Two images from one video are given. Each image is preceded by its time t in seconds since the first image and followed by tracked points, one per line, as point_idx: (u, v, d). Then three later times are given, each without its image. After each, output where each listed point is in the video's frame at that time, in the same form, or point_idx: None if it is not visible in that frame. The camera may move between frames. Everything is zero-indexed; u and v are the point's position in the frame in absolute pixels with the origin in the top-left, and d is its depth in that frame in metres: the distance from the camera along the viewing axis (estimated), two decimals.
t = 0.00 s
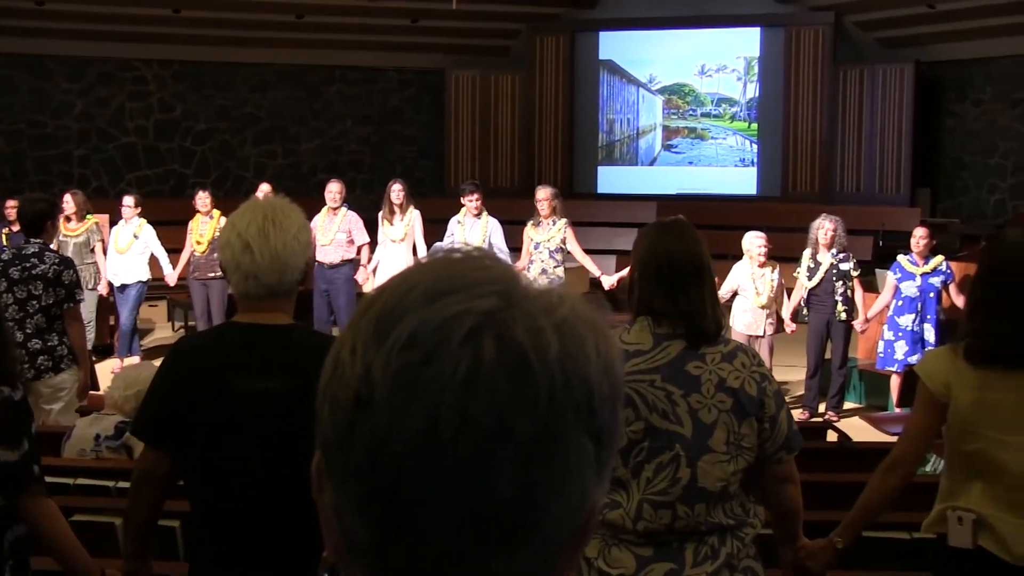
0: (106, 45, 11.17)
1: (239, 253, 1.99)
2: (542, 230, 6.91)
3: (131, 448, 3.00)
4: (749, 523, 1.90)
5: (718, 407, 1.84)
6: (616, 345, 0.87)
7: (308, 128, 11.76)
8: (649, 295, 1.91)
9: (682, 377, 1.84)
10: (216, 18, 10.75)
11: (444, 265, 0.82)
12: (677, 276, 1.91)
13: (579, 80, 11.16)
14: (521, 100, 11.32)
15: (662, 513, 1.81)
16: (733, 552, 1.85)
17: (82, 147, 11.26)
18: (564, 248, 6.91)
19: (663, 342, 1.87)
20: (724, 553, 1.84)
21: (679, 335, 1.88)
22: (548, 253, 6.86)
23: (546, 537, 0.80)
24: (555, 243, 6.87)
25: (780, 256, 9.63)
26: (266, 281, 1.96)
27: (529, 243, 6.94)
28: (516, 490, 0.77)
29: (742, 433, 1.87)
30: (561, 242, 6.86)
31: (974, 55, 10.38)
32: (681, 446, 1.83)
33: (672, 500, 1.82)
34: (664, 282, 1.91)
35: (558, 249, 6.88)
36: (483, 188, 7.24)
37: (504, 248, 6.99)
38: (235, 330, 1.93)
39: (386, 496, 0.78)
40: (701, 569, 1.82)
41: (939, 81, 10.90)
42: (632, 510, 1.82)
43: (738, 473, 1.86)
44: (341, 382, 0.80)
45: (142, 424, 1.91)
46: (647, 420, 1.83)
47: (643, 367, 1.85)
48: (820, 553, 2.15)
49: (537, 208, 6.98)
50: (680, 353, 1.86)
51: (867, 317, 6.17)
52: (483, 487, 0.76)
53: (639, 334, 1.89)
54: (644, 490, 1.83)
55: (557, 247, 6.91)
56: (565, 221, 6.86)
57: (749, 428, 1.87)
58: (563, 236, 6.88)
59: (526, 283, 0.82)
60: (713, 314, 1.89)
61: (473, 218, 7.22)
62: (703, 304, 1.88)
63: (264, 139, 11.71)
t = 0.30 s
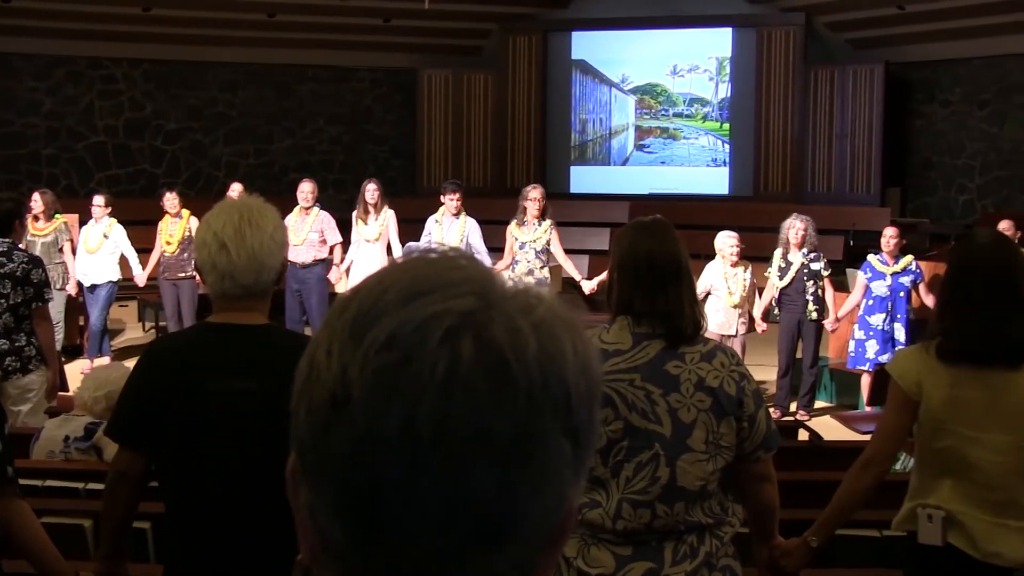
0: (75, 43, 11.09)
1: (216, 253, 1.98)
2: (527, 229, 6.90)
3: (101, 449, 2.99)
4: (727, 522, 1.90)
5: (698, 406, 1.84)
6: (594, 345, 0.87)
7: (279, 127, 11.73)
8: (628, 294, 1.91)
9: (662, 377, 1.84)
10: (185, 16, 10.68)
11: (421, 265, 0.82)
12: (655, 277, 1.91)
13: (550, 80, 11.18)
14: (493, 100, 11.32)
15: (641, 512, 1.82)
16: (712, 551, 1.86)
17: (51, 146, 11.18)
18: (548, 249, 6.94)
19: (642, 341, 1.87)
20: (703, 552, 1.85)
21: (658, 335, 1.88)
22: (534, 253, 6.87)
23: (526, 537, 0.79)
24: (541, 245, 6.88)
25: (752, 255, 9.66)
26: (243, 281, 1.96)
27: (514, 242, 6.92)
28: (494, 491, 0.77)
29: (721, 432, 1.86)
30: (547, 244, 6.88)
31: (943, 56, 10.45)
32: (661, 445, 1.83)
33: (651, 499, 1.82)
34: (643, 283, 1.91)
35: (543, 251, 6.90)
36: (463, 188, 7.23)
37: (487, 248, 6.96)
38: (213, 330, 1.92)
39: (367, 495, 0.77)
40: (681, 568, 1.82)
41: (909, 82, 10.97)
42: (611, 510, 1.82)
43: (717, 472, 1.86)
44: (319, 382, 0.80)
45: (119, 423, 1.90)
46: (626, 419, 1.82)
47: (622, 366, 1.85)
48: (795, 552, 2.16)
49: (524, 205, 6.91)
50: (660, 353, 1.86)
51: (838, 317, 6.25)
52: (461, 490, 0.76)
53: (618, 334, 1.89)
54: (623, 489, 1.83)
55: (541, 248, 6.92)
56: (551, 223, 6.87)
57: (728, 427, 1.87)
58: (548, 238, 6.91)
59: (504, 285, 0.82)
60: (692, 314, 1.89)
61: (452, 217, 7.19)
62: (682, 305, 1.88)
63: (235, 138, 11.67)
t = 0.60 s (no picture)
0: (41, 41, 10.98)
1: (190, 253, 1.96)
2: (510, 229, 6.89)
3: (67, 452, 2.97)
4: (701, 521, 1.91)
5: (672, 406, 1.84)
6: (558, 346, 0.87)
7: (249, 127, 11.68)
8: (603, 295, 1.91)
9: (636, 377, 1.84)
10: (154, 15, 10.61)
11: (385, 264, 0.81)
12: (630, 277, 1.91)
13: (521, 79, 11.18)
14: (463, 100, 11.34)
15: (615, 511, 1.82)
16: (687, 550, 1.86)
17: (17, 146, 11.07)
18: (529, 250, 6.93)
19: (616, 341, 1.87)
20: (677, 551, 1.85)
21: (633, 335, 1.88)
22: (516, 254, 6.85)
23: (492, 537, 0.79)
24: (523, 245, 6.87)
25: (722, 255, 9.69)
26: (217, 281, 1.95)
27: (496, 241, 6.90)
28: (461, 490, 0.77)
29: (695, 431, 1.87)
30: (528, 244, 6.88)
31: (911, 56, 10.54)
32: (635, 445, 1.83)
33: (625, 498, 1.82)
34: (618, 284, 1.91)
35: (525, 251, 6.89)
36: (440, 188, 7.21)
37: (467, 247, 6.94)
38: (184, 330, 1.91)
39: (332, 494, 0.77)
40: (655, 567, 1.82)
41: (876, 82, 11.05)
42: (586, 510, 1.82)
43: (691, 472, 1.87)
44: (281, 383, 0.79)
45: (89, 424, 1.89)
46: (600, 419, 1.83)
47: (597, 366, 1.85)
48: (767, 551, 2.17)
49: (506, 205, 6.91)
50: (634, 353, 1.86)
51: (806, 316, 6.27)
52: (427, 490, 0.76)
53: (593, 333, 1.89)
54: (597, 489, 1.83)
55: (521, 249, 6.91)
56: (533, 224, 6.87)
57: (702, 427, 1.87)
58: (529, 238, 6.90)
59: (469, 284, 0.81)
60: (667, 314, 1.89)
61: (427, 217, 7.20)
62: (656, 304, 1.88)
63: (204, 138, 11.61)
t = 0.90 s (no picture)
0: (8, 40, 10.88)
1: (158, 243, 1.93)
2: (485, 229, 6.85)
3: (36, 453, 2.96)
4: (673, 520, 1.91)
5: (643, 405, 1.85)
6: (492, 347, 0.87)
7: (218, 126, 11.64)
8: (573, 296, 1.92)
9: (608, 376, 1.85)
10: (121, 13, 10.54)
11: (318, 264, 0.81)
12: (601, 276, 1.92)
13: (492, 79, 11.20)
14: (434, 99, 11.36)
15: (586, 511, 1.81)
16: (658, 550, 1.86)
17: None
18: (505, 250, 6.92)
19: (588, 340, 1.88)
20: (648, 550, 1.85)
21: (604, 334, 1.88)
22: (491, 254, 6.83)
23: (423, 537, 0.79)
24: (497, 245, 6.85)
25: (694, 255, 9.70)
26: (185, 270, 1.91)
27: (471, 241, 6.88)
28: (391, 489, 0.77)
29: (667, 430, 1.87)
30: (503, 245, 6.85)
31: (881, 57, 10.60)
32: (606, 444, 1.83)
33: (596, 497, 1.82)
34: (590, 284, 1.92)
35: (500, 251, 6.88)
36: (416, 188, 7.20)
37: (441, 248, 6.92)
38: (153, 330, 1.90)
39: (263, 494, 0.77)
40: (627, 567, 1.82)
41: (845, 83, 11.08)
42: (557, 509, 1.82)
43: (663, 471, 1.87)
44: (213, 383, 0.79)
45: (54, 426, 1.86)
46: (570, 418, 1.83)
47: (568, 365, 1.85)
48: (737, 550, 2.18)
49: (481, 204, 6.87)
50: (606, 352, 1.87)
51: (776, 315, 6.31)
52: (356, 489, 0.76)
53: (565, 332, 1.89)
54: (569, 488, 1.83)
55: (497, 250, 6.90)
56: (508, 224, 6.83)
57: (673, 426, 1.88)
58: (505, 238, 6.89)
59: (400, 283, 0.82)
60: (637, 313, 1.89)
61: (402, 217, 7.15)
62: (627, 304, 1.89)
63: (174, 137, 11.55)
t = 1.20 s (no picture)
0: None
1: (126, 241, 1.90)
2: (458, 229, 6.81)
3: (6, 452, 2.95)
4: (643, 518, 1.92)
5: (612, 404, 1.85)
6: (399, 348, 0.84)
7: (191, 126, 11.59)
8: (542, 296, 1.92)
9: (578, 375, 1.84)
10: (95, 12, 10.46)
11: (224, 265, 0.78)
12: (568, 276, 1.92)
13: (466, 78, 11.19)
14: (408, 98, 11.36)
15: (556, 510, 1.81)
16: (628, 548, 1.87)
17: None
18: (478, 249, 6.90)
19: (556, 339, 1.87)
20: (618, 549, 1.86)
21: (573, 334, 1.88)
22: (463, 254, 6.83)
23: (334, 541, 0.76)
24: (470, 245, 6.84)
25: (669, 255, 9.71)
26: (152, 267, 1.89)
27: (444, 241, 6.86)
28: (296, 497, 0.73)
29: (636, 429, 1.87)
30: (476, 244, 6.83)
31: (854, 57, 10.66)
32: (576, 444, 1.83)
33: (566, 497, 1.82)
34: (558, 284, 1.92)
35: (473, 251, 6.87)
36: (389, 188, 7.18)
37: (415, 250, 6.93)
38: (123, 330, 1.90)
39: (166, 503, 0.73)
40: (597, 566, 1.83)
41: (818, 82, 11.17)
42: (527, 509, 1.83)
43: (632, 470, 1.87)
44: (113, 390, 0.75)
45: (20, 425, 1.84)
46: (540, 418, 1.83)
47: (538, 365, 1.85)
48: (708, 548, 2.17)
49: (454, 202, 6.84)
50: (576, 351, 1.87)
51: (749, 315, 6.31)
52: (260, 497, 0.72)
53: (533, 333, 1.89)
54: (539, 488, 1.83)
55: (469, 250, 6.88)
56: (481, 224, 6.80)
57: (642, 425, 1.88)
58: (478, 238, 6.85)
59: (306, 284, 0.78)
60: (605, 312, 1.90)
61: (375, 216, 7.12)
62: (596, 304, 1.89)
63: (146, 136, 11.48)
